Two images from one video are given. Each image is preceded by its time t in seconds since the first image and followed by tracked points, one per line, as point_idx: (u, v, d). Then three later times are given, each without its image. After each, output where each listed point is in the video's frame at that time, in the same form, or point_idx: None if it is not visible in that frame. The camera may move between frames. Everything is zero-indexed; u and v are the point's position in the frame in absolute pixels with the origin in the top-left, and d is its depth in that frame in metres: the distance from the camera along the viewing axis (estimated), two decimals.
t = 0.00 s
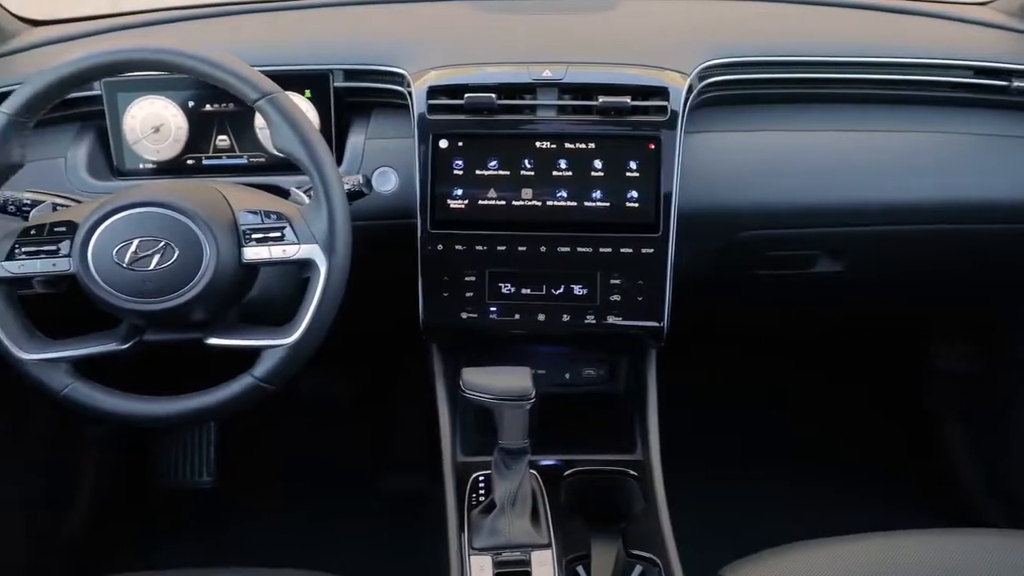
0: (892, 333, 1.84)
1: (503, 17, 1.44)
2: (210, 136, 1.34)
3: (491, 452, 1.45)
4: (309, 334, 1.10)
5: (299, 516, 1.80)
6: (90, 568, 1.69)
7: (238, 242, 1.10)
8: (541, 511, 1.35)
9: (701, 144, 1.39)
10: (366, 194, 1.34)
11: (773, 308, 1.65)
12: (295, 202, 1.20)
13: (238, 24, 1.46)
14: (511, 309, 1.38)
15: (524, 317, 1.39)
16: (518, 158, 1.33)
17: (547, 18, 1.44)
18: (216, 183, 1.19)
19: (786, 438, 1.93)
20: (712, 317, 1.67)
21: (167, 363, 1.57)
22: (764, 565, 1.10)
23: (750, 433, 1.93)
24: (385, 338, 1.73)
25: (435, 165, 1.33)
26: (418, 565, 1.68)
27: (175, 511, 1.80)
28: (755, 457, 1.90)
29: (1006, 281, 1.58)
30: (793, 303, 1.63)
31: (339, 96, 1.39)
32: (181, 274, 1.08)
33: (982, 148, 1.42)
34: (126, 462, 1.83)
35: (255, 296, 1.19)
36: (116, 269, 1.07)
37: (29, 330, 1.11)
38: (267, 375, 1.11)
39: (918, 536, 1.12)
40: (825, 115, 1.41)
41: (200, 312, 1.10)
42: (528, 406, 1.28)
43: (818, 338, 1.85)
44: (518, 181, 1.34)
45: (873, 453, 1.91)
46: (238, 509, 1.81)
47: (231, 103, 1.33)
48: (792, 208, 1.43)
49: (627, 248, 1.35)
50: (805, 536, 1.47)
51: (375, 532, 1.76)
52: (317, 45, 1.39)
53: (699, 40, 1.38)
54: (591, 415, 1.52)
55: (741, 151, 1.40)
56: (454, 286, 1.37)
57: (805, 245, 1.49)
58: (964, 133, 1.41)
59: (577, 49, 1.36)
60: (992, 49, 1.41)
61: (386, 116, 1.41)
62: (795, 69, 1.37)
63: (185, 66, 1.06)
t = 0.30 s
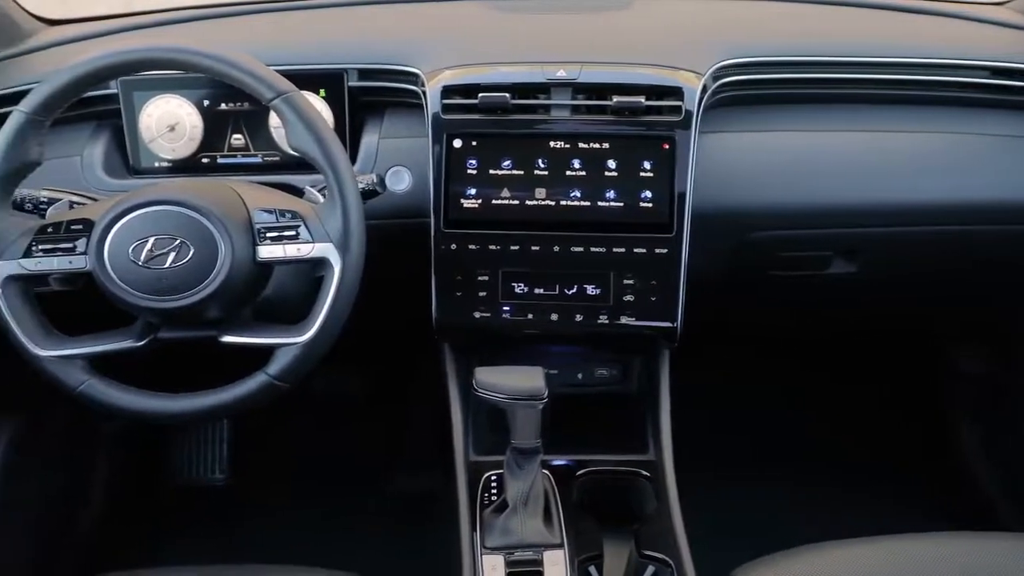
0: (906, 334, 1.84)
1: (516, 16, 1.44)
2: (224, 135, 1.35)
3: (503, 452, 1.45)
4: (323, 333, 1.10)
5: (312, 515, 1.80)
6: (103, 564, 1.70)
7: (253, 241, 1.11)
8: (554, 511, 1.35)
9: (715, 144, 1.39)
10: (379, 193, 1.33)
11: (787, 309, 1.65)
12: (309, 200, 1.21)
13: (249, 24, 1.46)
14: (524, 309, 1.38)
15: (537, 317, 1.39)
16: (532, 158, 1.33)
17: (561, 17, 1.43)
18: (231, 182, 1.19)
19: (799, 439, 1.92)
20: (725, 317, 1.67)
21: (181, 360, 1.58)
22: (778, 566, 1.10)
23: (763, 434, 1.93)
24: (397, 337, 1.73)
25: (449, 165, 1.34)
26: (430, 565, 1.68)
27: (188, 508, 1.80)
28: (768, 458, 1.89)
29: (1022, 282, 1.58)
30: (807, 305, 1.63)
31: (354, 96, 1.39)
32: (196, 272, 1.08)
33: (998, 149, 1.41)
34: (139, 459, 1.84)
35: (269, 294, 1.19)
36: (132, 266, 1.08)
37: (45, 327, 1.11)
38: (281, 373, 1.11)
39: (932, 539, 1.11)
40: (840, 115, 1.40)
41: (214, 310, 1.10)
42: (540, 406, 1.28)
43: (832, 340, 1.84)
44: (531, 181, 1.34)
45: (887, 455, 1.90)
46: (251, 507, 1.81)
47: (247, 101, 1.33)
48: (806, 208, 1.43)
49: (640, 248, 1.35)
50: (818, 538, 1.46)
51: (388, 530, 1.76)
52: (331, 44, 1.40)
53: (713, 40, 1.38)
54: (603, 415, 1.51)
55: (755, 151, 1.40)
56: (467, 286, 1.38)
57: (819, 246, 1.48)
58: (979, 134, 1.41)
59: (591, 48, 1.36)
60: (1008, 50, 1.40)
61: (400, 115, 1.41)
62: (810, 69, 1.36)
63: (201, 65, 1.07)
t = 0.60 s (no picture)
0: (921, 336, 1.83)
1: (529, 16, 1.44)
2: (240, 134, 1.35)
3: (516, 452, 1.45)
4: (336, 332, 1.11)
5: (324, 513, 1.80)
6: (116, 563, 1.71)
7: (268, 240, 1.11)
8: (566, 510, 1.35)
9: (729, 144, 1.39)
10: (394, 192, 1.34)
11: (800, 310, 1.64)
12: (324, 199, 1.21)
13: (264, 24, 1.47)
14: (537, 308, 1.38)
15: (550, 317, 1.39)
16: (546, 158, 1.33)
17: (574, 17, 1.43)
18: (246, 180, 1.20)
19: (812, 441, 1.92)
20: (739, 318, 1.67)
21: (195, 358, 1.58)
22: (791, 567, 1.10)
23: (776, 435, 1.92)
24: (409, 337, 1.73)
25: (463, 165, 1.34)
26: (442, 564, 1.68)
27: (201, 506, 1.81)
28: (781, 460, 1.89)
29: None
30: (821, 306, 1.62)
31: (368, 95, 1.39)
32: (211, 270, 1.08)
33: (1014, 150, 1.40)
34: (153, 457, 1.85)
35: (284, 292, 1.20)
36: (148, 264, 1.08)
37: (62, 325, 1.12)
38: (295, 371, 1.11)
39: (946, 542, 1.11)
40: (855, 116, 1.40)
41: (229, 307, 1.10)
42: (553, 406, 1.28)
43: (847, 341, 1.84)
44: (545, 181, 1.34)
45: (901, 457, 1.89)
46: (264, 505, 1.81)
47: (262, 101, 1.34)
48: (821, 209, 1.42)
49: (654, 249, 1.35)
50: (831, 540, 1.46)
51: (399, 529, 1.76)
52: (345, 43, 1.40)
53: (728, 40, 1.38)
54: (615, 415, 1.51)
55: (769, 151, 1.40)
56: (481, 285, 1.38)
57: (834, 247, 1.48)
58: (995, 135, 1.40)
59: (606, 48, 1.36)
60: None
61: (414, 115, 1.41)
62: (825, 69, 1.36)
63: (218, 64, 1.07)
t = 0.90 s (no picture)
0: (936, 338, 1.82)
1: (544, 15, 1.44)
2: (255, 133, 1.36)
3: (528, 452, 1.45)
4: (351, 331, 1.11)
5: (336, 511, 1.80)
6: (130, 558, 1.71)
7: (283, 238, 1.11)
8: (579, 511, 1.35)
9: (745, 144, 1.39)
10: (408, 191, 1.33)
11: (815, 311, 1.63)
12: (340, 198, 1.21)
13: (278, 23, 1.47)
14: (551, 308, 1.39)
15: (564, 316, 1.39)
16: (561, 158, 1.33)
17: (589, 16, 1.43)
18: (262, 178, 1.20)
19: (825, 442, 1.91)
20: (752, 320, 1.66)
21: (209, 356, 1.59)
22: (804, 569, 1.09)
23: (789, 436, 1.92)
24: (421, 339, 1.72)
25: (477, 165, 1.34)
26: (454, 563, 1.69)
27: (214, 503, 1.81)
28: (794, 461, 1.88)
29: None
30: (836, 309, 1.61)
31: (383, 94, 1.40)
32: (226, 269, 1.09)
33: None
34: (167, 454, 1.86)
35: (299, 291, 1.20)
36: (164, 262, 1.09)
37: (79, 322, 1.13)
38: (310, 370, 1.11)
39: (961, 546, 1.10)
40: (870, 116, 1.40)
41: (244, 306, 1.11)
42: (566, 406, 1.27)
43: (861, 344, 1.83)
44: (559, 181, 1.34)
45: (915, 460, 1.88)
46: (277, 503, 1.82)
47: (277, 100, 1.34)
48: (836, 210, 1.42)
49: (668, 249, 1.35)
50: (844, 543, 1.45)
51: (411, 528, 1.77)
52: (360, 42, 1.40)
53: (743, 39, 1.38)
54: (629, 416, 1.51)
55: (784, 151, 1.39)
56: (494, 284, 1.38)
57: (849, 248, 1.47)
58: (1012, 136, 1.40)
59: (621, 48, 1.36)
60: None
61: (429, 114, 1.41)
62: (840, 70, 1.36)
63: (234, 63, 1.07)
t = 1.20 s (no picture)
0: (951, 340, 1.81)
1: (559, 14, 1.44)
2: (270, 132, 1.36)
3: (541, 452, 1.44)
4: (366, 329, 1.11)
5: (349, 509, 1.81)
6: (142, 555, 1.71)
7: (298, 237, 1.12)
8: (592, 511, 1.35)
9: (760, 144, 1.39)
10: (422, 191, 1.34)
11: (831, 313, 1.62)
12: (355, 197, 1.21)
13: (294, 22, 1.47)
14: (564, 308, 1.38)
15: (577, 316, 1.39)
16: (575, 158, 1.33)
17: (604, 15, 1.43)
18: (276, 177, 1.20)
19: (838, 443, 1.91)
20: (767, 321, 1.66)
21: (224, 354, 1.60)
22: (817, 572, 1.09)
23: (802, 437, 1.91)
24: (434, 340, 1.72)
25: (491, 165, 1.34)
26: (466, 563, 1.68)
27: (226, 501, 1.82)
28: (807, 462, 1.88)
29: None
30: (852, 310, 1.61)
31: (397, 94, 1.40)
32: (242, 267, 1.09)
33: None
34: (182, 451, 1.87)
35: (313, 290, 1.20)
36: (179, 260, 1.09)
37: (95, 319, 1.13)
38: (324, 368, 1.12)
39: (975, 549, 1.10)
40: (885, 116, 1.39)
41: (260, 304, 1.11)
42: (579, 406, 1.27)
43: (876, 347, 1.82)
44: (574, 180, 1.33)
45: (929, 462, 1.88)
46: (289, 501, 1.82)
47: (292, 99, 1.35)
48: (851, 210, 1.41)
49: (682, 249, 1.35)
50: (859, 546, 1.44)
51: (423, 527, 1.77)
52: (375, 41, 1.40)
53: (758, 39, 1.37)
54: (645, 415, 1.51)
55: (799, 152, 1.39)
56: (508, 284, 1.38)
57: (865, 249, 1.46)
58: None
59: (636, 48, 1.36)
60: None
61: (444, 113, 1.41)
62: (856, 70, 1.36)
63: (250, 63, 1.08)
